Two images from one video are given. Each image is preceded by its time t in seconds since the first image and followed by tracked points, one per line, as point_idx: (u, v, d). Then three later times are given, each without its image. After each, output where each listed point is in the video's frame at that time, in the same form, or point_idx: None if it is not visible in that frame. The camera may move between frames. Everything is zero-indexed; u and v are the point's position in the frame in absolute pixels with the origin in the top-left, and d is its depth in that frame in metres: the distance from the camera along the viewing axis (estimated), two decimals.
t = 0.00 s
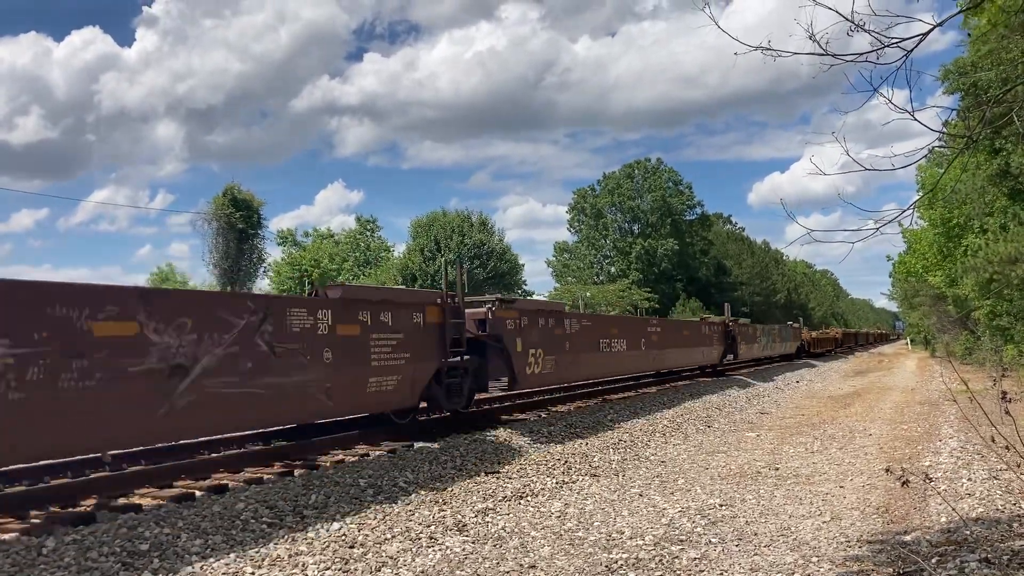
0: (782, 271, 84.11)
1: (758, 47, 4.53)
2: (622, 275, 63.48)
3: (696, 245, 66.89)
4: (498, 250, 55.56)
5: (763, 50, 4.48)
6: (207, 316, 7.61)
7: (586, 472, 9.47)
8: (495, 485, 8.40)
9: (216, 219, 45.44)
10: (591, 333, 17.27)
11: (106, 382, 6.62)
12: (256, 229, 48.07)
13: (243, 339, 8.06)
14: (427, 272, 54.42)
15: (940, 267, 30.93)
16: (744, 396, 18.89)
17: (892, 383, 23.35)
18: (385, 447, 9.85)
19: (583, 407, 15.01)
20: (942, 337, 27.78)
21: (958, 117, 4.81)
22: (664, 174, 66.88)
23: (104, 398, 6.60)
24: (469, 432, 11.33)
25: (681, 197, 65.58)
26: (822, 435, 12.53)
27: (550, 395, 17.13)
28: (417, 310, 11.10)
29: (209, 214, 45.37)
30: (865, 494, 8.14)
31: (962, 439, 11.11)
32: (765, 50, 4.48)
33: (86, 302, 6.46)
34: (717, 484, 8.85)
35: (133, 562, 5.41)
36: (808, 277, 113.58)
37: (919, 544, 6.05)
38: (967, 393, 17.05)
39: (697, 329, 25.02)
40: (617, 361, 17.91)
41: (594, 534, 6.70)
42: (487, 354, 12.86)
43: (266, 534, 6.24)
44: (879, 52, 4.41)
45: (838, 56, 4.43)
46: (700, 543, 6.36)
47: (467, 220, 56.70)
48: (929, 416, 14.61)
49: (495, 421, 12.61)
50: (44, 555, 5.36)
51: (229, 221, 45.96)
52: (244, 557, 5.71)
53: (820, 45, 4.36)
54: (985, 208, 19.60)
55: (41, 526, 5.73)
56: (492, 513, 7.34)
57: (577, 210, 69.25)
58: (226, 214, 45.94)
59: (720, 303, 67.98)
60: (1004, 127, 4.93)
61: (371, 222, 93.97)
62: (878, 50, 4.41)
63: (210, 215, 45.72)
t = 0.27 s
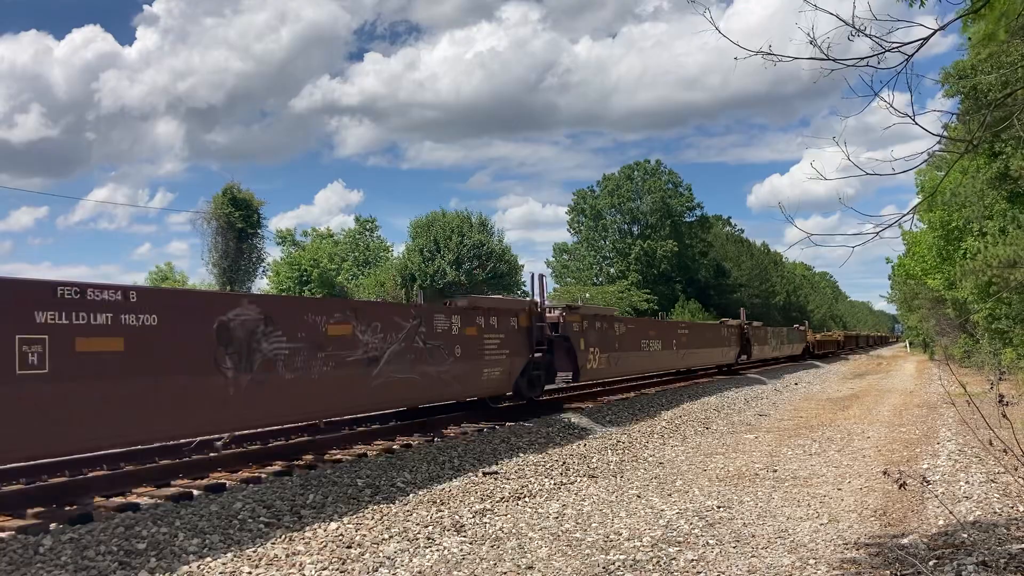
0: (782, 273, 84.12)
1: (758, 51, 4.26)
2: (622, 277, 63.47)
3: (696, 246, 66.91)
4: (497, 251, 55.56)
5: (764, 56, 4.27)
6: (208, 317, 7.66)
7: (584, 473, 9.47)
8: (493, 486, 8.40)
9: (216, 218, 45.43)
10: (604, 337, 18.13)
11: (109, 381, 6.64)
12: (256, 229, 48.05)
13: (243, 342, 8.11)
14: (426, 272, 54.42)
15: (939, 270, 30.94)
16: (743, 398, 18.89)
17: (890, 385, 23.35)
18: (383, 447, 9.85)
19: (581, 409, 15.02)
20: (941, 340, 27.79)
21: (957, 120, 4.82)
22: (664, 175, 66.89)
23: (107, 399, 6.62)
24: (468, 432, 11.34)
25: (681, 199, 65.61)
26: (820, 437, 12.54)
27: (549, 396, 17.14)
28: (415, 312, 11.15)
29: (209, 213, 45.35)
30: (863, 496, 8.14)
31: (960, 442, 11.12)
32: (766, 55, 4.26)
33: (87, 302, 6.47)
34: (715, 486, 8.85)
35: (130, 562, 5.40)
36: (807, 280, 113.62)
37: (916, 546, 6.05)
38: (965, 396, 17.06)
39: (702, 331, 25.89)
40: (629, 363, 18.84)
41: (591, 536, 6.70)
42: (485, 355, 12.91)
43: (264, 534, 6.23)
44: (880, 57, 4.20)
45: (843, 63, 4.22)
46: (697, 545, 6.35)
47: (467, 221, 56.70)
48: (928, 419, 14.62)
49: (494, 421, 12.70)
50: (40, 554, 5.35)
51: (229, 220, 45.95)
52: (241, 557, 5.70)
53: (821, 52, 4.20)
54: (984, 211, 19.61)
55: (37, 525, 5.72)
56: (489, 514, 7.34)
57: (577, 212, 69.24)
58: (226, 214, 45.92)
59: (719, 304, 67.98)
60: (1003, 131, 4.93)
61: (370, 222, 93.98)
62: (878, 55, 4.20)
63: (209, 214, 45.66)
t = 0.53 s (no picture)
0: (782, 275, 84.09)
1: (759, 53, 4.05)
2: (621, 278, 63.45)
3: (695, 248, 66.93)
4: (497, 251, 55.56)
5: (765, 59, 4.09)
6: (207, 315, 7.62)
7: (583, 474, 9.47)
8: (491, 486, 8.39)
9: (216, 217, 45.45)
10: (623, 340, 19.06)
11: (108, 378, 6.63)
12: (256, 228, 48.05)
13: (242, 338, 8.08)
14: (426, 272, 54.42)
15: (939, 273, 30.94)
16: (742, 400, 18.89)
17: (889, 389, 23.35)
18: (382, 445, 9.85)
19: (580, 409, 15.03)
20: (940, 343, 27.80)
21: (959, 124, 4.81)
22: (664, 177, 66.89)
23: (105, 395, 6.61)
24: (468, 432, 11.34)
25: (681, 201, 65.62)
26: (819, 440, 12.53)
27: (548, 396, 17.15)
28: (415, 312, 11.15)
29: (209, 212, 45.36)
30: (862, 500, 8.13)
31: (959, 445, 11.11)
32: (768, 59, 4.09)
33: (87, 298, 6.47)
34: (714, 488, 8.84)
35: (127, 560, 5.39)
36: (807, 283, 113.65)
37: (915, 549, 6.04)
38: (965, 400, 17.05)
39: (706, 335, 26.33)
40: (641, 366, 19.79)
41: (590, 537, 6.70)
42: (483, 356, 12.90)
43: (261, 533, 6.22)
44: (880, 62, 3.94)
45: (842, 68, 3.99)
46: (695, 547, 6.34)
47: (467, 222, 56.72)
48: (927, 422, 14.61)
49: (493, 420, 12.73)
50: (38, 551, 5.35)
51: (229, 219, 45.96)
52: (238, 555, 5.70)
53: (820, 55, 3.99)
54: (984, 215, 19.60)
55: (34, 522, 5.71)
56: (488, 514, 7.33)
57: (577, 213, 69.21)
58: (226, 213, 45.93)
59: (718, 306, 67.97)
60: (1005, 135, 4.92)
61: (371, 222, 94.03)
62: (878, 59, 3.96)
63: (210, 213, 45.68)
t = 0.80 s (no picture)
0: (783, 278, 84.04)
1: (763, 53, 4.27)
2: (623, 279, 63.44)
3: (697, 250, 66.90)
4: (499, 251, 55.55)
5: (769, 59, 4.29)
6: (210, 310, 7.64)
7: (583, 474, 9.46)
8: (491, 486, 8.38)
9: (218, 214, 45.47)
10: (625, 341, 19.06)
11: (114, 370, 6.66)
12: (258, 226, 48.04)
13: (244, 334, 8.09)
14: (427, 272, 54.46)
15: (941, 277, 30.92)
16: (743, 402, 18.88)
17: (890, 392, 23.32)
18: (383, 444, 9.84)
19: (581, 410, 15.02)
20: (941, 347, 27.78)
21: (962, 127, 4.81)
22: (667, 178, 66.91)
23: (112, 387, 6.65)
24: (468, 432, 11.32)
25: (683, 202, 65.61)
26: (820, 443, 12.52)
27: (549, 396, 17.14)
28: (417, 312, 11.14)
29: (211, 209, 45.38)
30: (862, 502, 8.13)
31: (960, 449, 11.10)
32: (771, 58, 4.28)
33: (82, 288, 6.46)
34: (714, 489, 8.83)
35: (127, 556, 5.39)
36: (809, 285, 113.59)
37: (916, 553, 6.04)
38: (966, 403, 17.03)
39: (708, 337, 26.33)
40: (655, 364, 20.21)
41: (590, 537, 6.69)
42: (485, 356, 12.88)
43: (261, 531, 6.22)
44: (883, 63, 4.24)
45: (847, 68, 4.24)
46: (695, 548, 6.34)
47: (469, 221, 56.73)
48: (928, 425, 14.59)
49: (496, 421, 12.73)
50: (38, 547, 5.34)
51: (231, 217, 45.98)
52: (238, 553, 5.70)
53: (826, 55, 4.23)
54: (987, 219, 19.59)
55: (34, 518, 5.71)
56: (487, 514, 7.32)
57: (579, 214, 69.21)
58: (228, 210, 45.95)
59: (719, 308, 67.94)
60: (1008, 139, 4.91)
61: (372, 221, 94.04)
62: (882, 60, 4.24)
63: (212, 210, 45.71)
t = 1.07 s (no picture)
0: (786, 279, 83.95)
1: (769, 54, 4.36)
2: (625, 279, 63.42)
3: (700, 251, 66.86)
4: (502, 250, 55.53)
5: (774, 59, 4.36)
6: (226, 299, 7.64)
7: (585, 474, 9.46)
8: (493, 485, 8.39)
9: (221, 212, 45.52)
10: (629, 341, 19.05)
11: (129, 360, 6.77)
12: (262, 224, 48.05)
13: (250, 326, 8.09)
14: (430, 271, 54.52)
15: (944, 279, 30.87)
16: (745, 403, 18.86)
17: (893, 394, 23.29)
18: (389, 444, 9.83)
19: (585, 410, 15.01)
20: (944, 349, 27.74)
21: (966, 129, 4.80)
22: (670, 179, 66.91)
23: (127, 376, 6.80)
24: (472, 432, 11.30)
25: (686, 203, 65.57)
26: (822, 444, 12.51)
27: (552, 396, 17.14)
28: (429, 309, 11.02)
29: (215, 207, 45.42)
30: (864, 504, 8.13)
31: (963, 451, 11.08)
32: (777, 59, 4.36)
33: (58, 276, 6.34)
34: (716, 490, 8.82)
35: (129, 553, 5.40)
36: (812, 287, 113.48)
37: (919, 555, 6.04)
38: (968, 406, 17.01)
39: (711, 337, 26.31)
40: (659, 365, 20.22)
41: (591, 538, 6.69)
42: (494, 356, 12.86)
43: (263, 529, 6.23)
44: (891, 62, 4.27)
45: (851, 67, 4.31)
46: (697, 549, 6.33)
47: (472, 221, 56.73)
48: (930, 428, 14.58)
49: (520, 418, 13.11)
50: (41, 544, 5.35)
51: (235, 215, 46.03)
52: (240, 551, 5.71)
53: (831, 55, 4.30)
54: (991, 222, 19.55)
55: (37, 514, 5.73)
56: (490, 513, 7.32)
57: (583, 214, 69.21)
58: (231, 208, 45.99)
59: (722, 309, 67.90)
60: (1013, 142, 4.90)
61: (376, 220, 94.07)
62: (889, 60, 4.27)
63: (215, 208, 45.77)
